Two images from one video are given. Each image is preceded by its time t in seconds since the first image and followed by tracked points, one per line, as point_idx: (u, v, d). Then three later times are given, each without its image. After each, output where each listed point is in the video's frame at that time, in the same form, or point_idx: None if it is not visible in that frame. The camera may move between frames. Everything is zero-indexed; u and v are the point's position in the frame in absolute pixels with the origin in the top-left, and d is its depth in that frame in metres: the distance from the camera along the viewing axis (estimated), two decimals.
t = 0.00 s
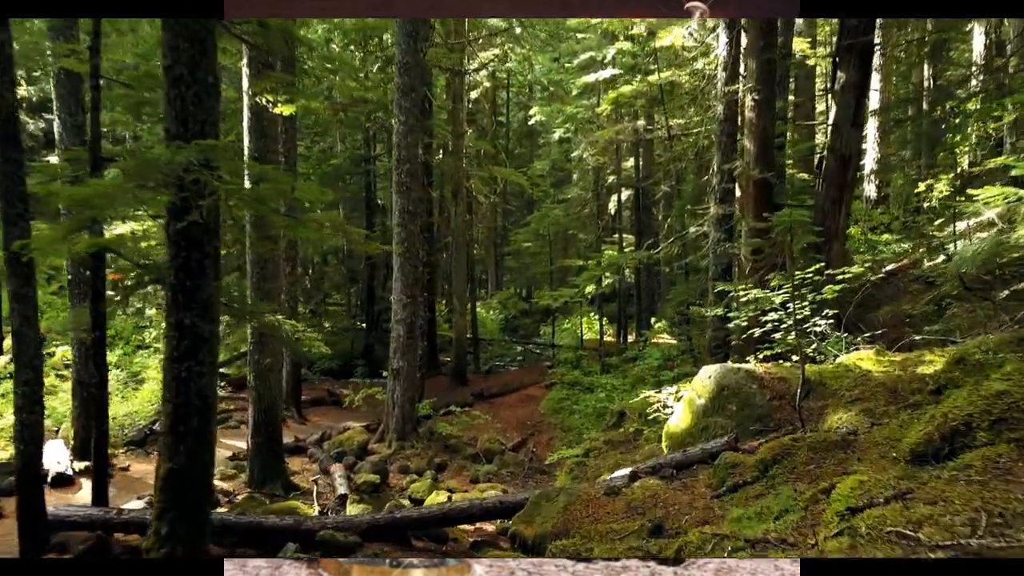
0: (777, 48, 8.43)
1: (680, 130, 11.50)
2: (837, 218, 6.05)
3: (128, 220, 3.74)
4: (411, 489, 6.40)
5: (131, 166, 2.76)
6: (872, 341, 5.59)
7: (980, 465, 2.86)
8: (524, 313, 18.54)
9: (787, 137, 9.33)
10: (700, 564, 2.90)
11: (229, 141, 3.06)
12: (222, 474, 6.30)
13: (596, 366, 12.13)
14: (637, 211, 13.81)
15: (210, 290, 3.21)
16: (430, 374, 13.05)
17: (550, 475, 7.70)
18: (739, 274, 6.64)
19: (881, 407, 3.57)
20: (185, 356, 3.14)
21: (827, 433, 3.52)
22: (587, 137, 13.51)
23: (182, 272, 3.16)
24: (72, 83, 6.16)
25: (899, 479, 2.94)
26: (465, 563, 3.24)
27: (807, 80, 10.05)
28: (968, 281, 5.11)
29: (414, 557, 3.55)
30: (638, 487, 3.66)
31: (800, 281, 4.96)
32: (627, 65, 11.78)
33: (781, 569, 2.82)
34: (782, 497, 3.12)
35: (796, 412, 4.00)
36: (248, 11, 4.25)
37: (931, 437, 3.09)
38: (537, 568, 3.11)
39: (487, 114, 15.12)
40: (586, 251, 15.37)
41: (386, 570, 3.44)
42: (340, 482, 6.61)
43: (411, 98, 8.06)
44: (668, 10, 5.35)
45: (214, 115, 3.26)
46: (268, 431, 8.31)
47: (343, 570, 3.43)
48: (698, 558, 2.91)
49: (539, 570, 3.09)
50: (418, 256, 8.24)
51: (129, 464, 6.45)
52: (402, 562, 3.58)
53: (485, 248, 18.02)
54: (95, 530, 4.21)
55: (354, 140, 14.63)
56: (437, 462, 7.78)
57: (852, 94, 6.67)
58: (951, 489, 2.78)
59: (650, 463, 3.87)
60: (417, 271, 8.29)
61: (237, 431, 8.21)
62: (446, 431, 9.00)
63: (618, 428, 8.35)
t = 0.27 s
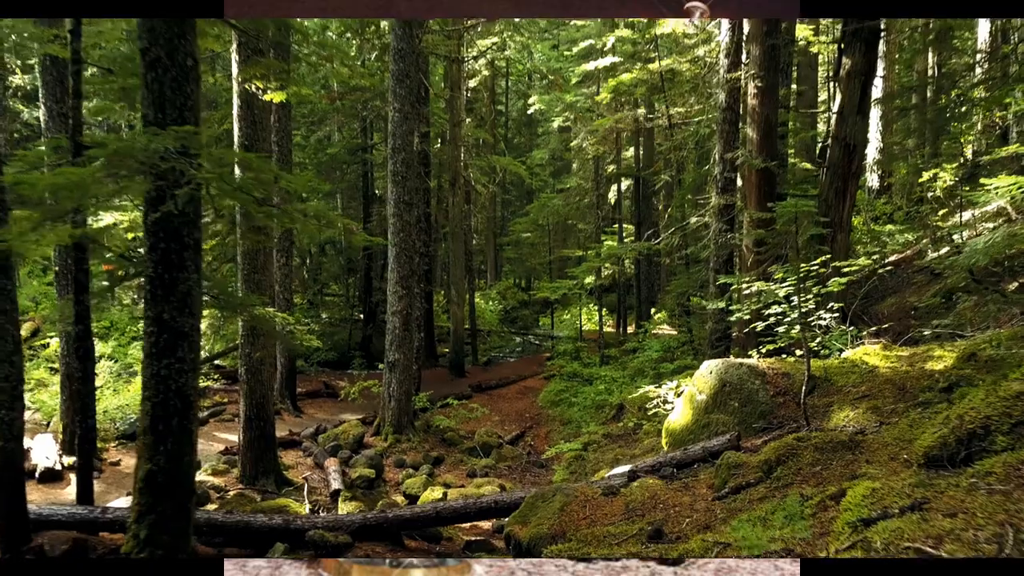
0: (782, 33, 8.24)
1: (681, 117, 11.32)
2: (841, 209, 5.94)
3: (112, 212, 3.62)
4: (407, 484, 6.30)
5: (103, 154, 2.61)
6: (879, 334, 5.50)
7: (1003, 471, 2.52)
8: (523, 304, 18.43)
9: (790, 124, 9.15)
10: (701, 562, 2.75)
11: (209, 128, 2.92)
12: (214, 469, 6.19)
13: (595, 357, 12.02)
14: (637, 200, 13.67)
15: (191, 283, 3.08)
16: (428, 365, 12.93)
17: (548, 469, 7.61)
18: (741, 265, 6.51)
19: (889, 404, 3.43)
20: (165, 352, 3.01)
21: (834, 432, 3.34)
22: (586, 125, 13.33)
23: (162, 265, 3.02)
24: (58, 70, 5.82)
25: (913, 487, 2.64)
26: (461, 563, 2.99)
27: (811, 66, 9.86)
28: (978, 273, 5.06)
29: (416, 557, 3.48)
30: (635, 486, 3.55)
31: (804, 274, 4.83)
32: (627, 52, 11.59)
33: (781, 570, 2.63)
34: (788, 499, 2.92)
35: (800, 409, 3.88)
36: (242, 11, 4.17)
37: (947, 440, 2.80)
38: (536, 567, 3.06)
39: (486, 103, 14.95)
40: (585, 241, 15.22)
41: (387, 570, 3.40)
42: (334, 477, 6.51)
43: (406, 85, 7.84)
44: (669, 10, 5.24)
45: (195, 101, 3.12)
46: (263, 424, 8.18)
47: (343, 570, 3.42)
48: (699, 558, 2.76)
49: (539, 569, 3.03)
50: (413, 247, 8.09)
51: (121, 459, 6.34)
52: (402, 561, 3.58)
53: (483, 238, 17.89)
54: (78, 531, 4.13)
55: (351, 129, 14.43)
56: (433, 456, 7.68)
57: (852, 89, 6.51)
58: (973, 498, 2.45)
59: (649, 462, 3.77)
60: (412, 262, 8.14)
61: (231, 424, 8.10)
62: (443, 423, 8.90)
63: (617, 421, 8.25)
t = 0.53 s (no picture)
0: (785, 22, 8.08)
1: (682, 108, 11.17)
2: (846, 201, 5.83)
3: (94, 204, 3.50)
4: (403, 481, 6.21)
5: (77, 143, 2.49)
6: (884, 330, 5.39)
7: None
8: (523, 296, 18.33)
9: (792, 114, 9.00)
10: (701, 563, 2.66)
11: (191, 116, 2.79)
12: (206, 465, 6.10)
13: (594, 350, 11.92)
14: (637, 192, 13.54)
15: (173, 278, 2.95)
16: (426, 359, 12.82)
17: (546, 465, 7.52)
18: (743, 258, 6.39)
19: (897, 403, 3.32)
20: (145, 350, 2.90)
21: (840, 432, 3.24)
22: (586, 116, 13.18)
23: (142, 259, 2.90)
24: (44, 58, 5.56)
25: (927, 496, 2.52)
26: (463, 564, 2.94)
27: (814, 55, 9.71)
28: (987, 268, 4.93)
29: (414, 558, 3.40)
30: (635, 487, 3.44)
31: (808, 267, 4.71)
32: (627, 41, 11.42)
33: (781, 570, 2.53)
34: (793, 504, 2.81)
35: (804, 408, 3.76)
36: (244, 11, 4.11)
37: (962, 444, 2.70)
38: (536, 566, 2.97)
39: (485, 93, 14.79)
40: (585, 233, 15.10)
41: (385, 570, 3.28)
42: (329, 474, 6.42)
43: (402, 74, 7.67)
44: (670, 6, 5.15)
45: (176, 87, 2.98)
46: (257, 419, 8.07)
47: (343, 570, 3.38)
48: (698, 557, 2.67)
49: (539, 569, 2.94)
50: (409, 239, 7.96)
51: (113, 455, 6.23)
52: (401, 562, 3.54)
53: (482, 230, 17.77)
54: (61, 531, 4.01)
55: (348, 120, 14.27)
56: (430, 452, 7.58)
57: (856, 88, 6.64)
58: (991, 510, 2.35)
59: (649, 462, 3.66)
60: (408, 255, 8.01)
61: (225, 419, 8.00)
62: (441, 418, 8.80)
63: (617, 416, 8.15)
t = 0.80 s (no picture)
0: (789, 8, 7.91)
1: (683, 96, 11.00)
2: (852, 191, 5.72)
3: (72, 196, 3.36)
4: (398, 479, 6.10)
5: (45, 131, 2.35)
6: (891, 325, 5.25)
7: None
8: (522, 288, 18.20)
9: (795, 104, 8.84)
10: (701, 563, 2.54)
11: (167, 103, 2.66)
12: (198, 462, 5.98)
13: (594, 343, 11.80)
14: (637, 182, 13.39)
15: (151, 273, 2.81)
16: (424, 351, 12.69)
17: (544, 460, 7.41)
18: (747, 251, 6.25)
19: (908, 403, 3.20)
20: (121, 349, 2.76)
21: (849, 434, 3.11)
22: (585, 105, 13.00)
23: (118, 253, 2.75)
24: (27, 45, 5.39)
25: (947, 509, 2.34)
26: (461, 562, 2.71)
27: (817, 43, 9.53)
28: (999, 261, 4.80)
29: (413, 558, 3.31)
30: (634, 490, 3.31)
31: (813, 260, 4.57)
32: (627, 29, 11.23)
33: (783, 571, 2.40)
34: (801, 512, 2.67)
35: (808, 407, 3.65)
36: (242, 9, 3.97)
37: (983, 451, 2.55)
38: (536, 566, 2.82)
39: (483, 82, 14.59)
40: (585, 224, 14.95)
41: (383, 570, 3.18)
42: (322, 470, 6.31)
43: (397, 62, 7.50)
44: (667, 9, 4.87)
45: (151, 73, 2.84)
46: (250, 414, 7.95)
47: (343, 570, 3.21)
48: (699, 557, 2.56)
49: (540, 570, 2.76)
50: (405, 231, 7.82)
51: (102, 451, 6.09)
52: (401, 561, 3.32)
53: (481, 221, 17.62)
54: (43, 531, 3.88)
55: (344, 109, 14.08)
56: (426, 447, 7.47)
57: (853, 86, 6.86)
58: (1020, 527, 2.15)
59: (648, 463, 3.54)
60: (403, 247, 7.87)
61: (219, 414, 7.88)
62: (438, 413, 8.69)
63: (617, 410, 8.04)
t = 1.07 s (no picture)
0: None
1: (683, 88, 10.84)
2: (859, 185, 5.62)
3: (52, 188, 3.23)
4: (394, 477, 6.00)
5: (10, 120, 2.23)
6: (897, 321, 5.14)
7: None
8: (521, 281, 18.09)
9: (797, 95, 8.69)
10: (701, 563, 2.50)
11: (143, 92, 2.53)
12: (190, 460, 5.88)
13: (593, 337, 11.70)
14: (637, 175, 13.26)
15: (130, 270, 2.69)
16: (422, 346, 12.58)
17: (543, 456, 7.31)
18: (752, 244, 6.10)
19: (917, 404, 3.10)
20: (98, 349, 2.64)
21: (858, 438, 3.00)
22: (585, 97, 12.84)
23: (95, 250, 2.63)
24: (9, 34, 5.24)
25: (967, 525, 2.25)
26: (461, 563, 2.70)
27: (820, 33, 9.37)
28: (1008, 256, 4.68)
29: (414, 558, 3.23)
30: (632, 493, 3.20)
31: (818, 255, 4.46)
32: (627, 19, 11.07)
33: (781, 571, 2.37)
34: (808, 520, 2.57)
35: (813, 407, 3.55)
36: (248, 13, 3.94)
37: (1003, 460, 2.45)
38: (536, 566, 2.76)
39: (481, 73, 14.42)
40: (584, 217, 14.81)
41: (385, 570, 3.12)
42: (317, 468, 6.21)
43: (393, 52, 7.36)
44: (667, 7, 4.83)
45: (127, 60, 2.71)
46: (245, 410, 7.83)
47: (343, 570, 3.18)
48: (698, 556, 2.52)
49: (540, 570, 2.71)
50: (402, 224, 7.70)
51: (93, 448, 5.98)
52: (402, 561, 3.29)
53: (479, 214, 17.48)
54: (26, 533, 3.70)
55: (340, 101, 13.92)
56: (423, 443, 7.37)
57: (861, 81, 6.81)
58: None
59: (648, 464, 3.43)
60: (400, 241, 7.75)
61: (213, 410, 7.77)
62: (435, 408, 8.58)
63: (616, 406, 7.94)
